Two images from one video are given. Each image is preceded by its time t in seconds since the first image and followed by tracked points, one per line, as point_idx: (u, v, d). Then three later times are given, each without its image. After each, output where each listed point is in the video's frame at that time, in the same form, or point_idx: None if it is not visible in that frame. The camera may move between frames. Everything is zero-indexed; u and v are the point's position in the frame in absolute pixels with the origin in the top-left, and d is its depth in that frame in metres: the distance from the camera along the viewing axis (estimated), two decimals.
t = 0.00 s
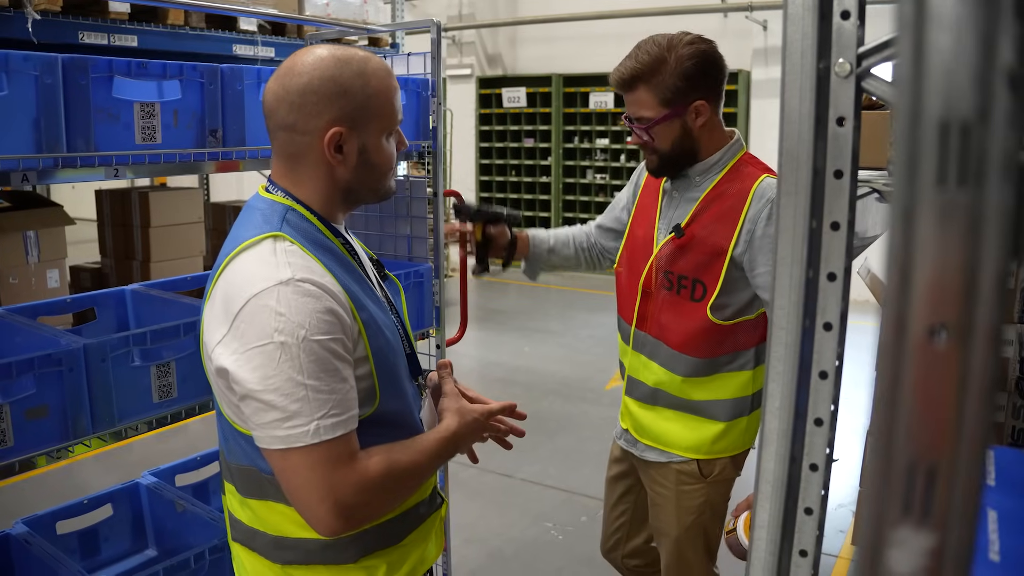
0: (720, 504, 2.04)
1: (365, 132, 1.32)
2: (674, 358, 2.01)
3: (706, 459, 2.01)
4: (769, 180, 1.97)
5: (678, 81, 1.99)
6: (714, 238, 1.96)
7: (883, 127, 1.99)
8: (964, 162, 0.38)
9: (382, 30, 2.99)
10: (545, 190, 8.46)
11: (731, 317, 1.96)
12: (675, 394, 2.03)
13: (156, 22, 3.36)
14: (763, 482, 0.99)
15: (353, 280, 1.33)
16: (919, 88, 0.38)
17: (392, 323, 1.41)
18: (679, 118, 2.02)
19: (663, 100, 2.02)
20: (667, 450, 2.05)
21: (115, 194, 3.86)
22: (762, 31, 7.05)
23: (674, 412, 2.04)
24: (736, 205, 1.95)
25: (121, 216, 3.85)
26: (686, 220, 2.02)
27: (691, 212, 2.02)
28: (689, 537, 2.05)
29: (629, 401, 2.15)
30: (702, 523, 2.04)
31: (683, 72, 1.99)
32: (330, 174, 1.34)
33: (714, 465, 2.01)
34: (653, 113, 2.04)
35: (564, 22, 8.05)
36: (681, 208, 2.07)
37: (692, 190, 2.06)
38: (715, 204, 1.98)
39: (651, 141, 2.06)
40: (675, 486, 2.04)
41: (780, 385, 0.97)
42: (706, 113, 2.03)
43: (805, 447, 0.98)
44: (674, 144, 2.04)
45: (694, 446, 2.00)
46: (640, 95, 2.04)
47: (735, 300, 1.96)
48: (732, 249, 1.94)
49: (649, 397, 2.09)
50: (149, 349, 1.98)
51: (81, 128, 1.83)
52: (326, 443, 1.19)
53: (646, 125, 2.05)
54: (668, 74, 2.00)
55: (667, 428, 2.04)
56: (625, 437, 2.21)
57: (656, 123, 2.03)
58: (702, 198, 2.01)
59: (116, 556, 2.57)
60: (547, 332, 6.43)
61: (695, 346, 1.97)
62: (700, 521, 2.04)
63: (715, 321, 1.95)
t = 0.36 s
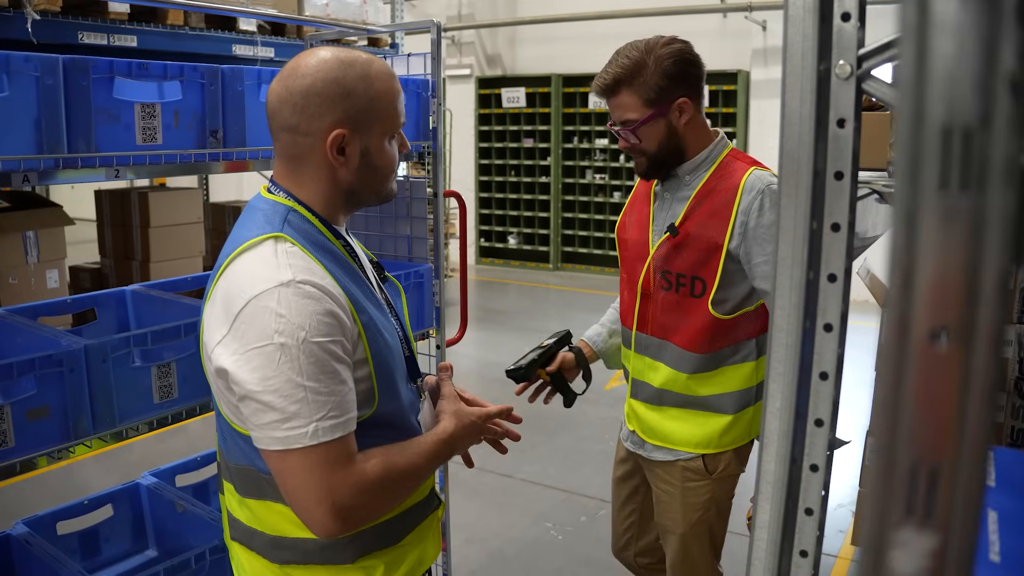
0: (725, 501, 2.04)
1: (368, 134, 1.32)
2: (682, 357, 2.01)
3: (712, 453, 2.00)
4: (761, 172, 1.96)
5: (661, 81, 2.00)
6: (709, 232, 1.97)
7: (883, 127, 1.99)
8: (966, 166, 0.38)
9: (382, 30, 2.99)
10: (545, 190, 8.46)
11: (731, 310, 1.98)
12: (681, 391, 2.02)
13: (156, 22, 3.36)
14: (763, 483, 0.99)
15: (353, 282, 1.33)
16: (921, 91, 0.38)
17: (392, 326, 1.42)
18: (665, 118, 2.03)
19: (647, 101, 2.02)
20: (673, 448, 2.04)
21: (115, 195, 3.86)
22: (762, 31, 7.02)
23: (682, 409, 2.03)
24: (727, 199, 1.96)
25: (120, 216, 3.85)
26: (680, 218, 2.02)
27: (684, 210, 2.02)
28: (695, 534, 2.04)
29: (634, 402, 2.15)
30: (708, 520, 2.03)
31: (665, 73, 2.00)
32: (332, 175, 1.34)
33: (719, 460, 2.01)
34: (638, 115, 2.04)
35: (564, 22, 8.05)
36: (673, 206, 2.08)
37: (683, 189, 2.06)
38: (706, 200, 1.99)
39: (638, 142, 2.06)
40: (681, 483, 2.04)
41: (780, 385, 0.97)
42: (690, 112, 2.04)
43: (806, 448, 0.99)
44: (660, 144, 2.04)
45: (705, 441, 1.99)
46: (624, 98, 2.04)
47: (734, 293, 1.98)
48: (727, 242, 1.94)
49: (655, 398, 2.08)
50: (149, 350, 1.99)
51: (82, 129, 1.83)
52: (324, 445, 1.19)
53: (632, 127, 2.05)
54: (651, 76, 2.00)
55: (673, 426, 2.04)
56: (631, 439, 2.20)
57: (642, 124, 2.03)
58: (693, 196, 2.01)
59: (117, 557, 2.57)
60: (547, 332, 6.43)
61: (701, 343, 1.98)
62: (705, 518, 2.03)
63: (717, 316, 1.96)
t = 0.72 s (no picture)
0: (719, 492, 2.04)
1: (378, 136, 1.32)
2: (675, 344, 2.02)
3: (704, 443, 2.01)
4: (746, 162, 1.94)
5: (648, 78, 2.03)
6: (697, 221, 1.97)
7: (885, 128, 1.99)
8: (980, 170, 0.38)
9: (383, 30, 2.99)
10: (544, 190, 8.46)
11: (724, 298, 1.97)
12: (675, 378, 2.03)
13: (155, 22, 3.36)
14: (766, 482, 1.00)
15: (357, 284, 1.34)
16: (935, 96, 0.38)
17: (395, 327, 1.42)
18: (652, 114, 2.06)
19: (636, 96, 2.06)
20: (667, 436, 2.06)
21: (115, 194, 3.86)
22: (761, 31, 7.03)
23: (674, 398, 2.04)
24: (713, 189, 1.95)
25: (120, 216, 3.84)
26: (673, 210, 2.04)
27: (677, 202, 2.03)
28: (686, 523, 2.05)
29: (633, 390, 2.16)
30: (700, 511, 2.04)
31: (653, 70, 2.03)
32: (340, 177, 1.34)
33: (711, 451, 2.02)
34: (627, 110, 2.08)
35: (563, 22, 8.05)
36: (669, 200, 2.09)
37: (679, 184, 2.07)
38: (695, 191, 1.99)
39: (627, 136, 2.11)
40: (673, 473, 2.05)
41: (783, 386, 0.97)
42: (679, 108, 2.06)
43: (809, 449, 0.99)
44: (649, 141, 2.08)
45: (692, 429, 2.01)
46: (614, 93, 2.09)
47: (723, 283, 1.97)
48: (711, 230, 1.94)
49: (651, 385, 2.09)
50: (151, 350, 1.99)
51: (84, 129, 1.83)
52: (328, 447, 1.19)
53: (621, 121, 2.10)
54: (640, 73, 2.04)
55: (668, 414, 2.05)
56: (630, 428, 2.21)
57: (630, 118, 2.08)
58: (685, 188, 2.02)
59: (118, 557, 2.57)
60: (546, 332, 6.43)
61: (690, 330, 1.99)
62: (697, 508, 2.05)
63: (706, 304, 1.97)
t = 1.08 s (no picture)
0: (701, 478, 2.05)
1: (386, 137, 1.33)
2: (669, 331, 2.02)
3: (688, 427, 2.02)
4: (742, 163, 1.95)
5: (700, 61, 2.06)
6: (693, 216, 1.98)
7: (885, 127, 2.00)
8: (985, 167, 0.39)
9: (383, 30, 2.99)
10: (544, 190, 8.46)
11: (715, 291, 1.97)
12: (665, 363, 2.03)
13: (155, 22, 3.36)
14: (768, 480, 1.00)
15: (359, 283, 1.34)
16: (942, 94, 0.38)
17: (396, 325, 1.42)
18: (693, 94, 2.06)
19: (682, 72, 2.05)
20: (655, 418, 2.06)
21: (115, 194, 3.86)
22: (761, 31, 7.04)
23: (663, 382, 2.04)
24: (710, 187, 1.96)
25: (120, 216, 3.84)
26: (670, 203, 2.04)
27: (673, 197, 2.04)
28: (666, 505, 2.06)
29: (624, 374, 2.16)
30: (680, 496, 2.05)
31: (704, 56, 2.07)
32: (347, 176, 1.35)
33: (696, 435, 2.03)
34: (671, 80, 2.05)
35: (562, 22, 8.05)
36: (664, 194, 2.10)
37: (676, 179, 2.08)
38: (692, 188, 2.01)
39: (660, 105, 2.06)
40: (658, 454, 2.07)
41: (785, 384, 0.98)
42: (708, 102, 2.11)
43: (811, 446, 0.99)
44: (680, 117, 2.05)
45: (678, 414, 2.01)
46: (661, 60, 2.06)
47: (716, 277, 1.97)
48: (708, 225, 1.95)
49: (643, 369, 2.09)
50: (152, 349, 1.99)
51: (86, 128, 1.83)
52: (335, 444, 1.20)
53: (661, 88, 2.05)
54: (693, 53, 2.06)
55: (657, 398, 2.05)
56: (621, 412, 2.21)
57: (674, 88, 2.05)
58: (682, 184, 2.03)
59: (119, 556, 2.58)
60: (546, 331, 6.44)
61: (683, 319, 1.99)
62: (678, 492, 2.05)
63: (701, 295, 1.97)
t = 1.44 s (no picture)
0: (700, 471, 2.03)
1: (385, 135, 1.34)
2: (671, 332, 2.03)
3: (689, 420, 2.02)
4: (741, 166, 1.97)
5: (703, 68, 2.09)
6: (694, 220, 1.99)
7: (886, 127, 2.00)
8: (988, 168, 0.39)
9: (384, 30, 2.99)
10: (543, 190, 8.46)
11: (717, 291, 1.99)
12: (671, 359, 2.04)
13: (156, 22, 3.37)
14: (770, 478, 1.01)
15: (363, 280, 1.34)
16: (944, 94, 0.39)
17: (400, 322, 1.42)
18: (695, 99, 2.08)
19: (685, 77, 2.08)
20: (657, 412, 2.06)
21: (115, 194, 3.87)
22: (760, 31, 7.04)
23: (668, 377, 2.05)
24: (711, 190, 1.98)
25: (120, 216, 3.84)
26: (670, 208, 2.05)
27: (675, 200, 2.05)
28: (663, 497, 2.04)
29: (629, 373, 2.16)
30: (677, 488, 2.03)
31: (708, 63, 2.10)
32: (347, 174, 1.35)
33: (697, 428, 2.02)
34: (674, 84, 2.07)
35: (561, 22, 8.06)
36: (665, 197, 2.10)
37: (677, 181, 2.08)
38: (693, 191, 2.02)
39: (662, 108, 2.07)
40: (658, 445, 2.06)
41: (786, 383, 0.98)
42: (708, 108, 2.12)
43: (811, 445, 0.99)
44: (682, 120, 2.06)
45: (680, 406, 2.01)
46: (664, 64, 2.08)
47: (719, 277, 1.98)
48: (710, 228, 1.96)
49: (648, 368, 2.09)
50: (154, 349, 1.99)
51: (88, 129, 1.83)
52: (338, 441, 1.20)
53: (663, 91, 2.07)
54: (697, 60, 2.09)
55: (661, 393, 2.05)
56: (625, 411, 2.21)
57: (676, 92, 2.07)
58: (683, 187, 2.04)
59: (120, 555, 2.58)
60: (546, 331, 6.44)
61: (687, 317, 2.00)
62: (676, 484, 2.03)
63: (704, 296, 1.99)
